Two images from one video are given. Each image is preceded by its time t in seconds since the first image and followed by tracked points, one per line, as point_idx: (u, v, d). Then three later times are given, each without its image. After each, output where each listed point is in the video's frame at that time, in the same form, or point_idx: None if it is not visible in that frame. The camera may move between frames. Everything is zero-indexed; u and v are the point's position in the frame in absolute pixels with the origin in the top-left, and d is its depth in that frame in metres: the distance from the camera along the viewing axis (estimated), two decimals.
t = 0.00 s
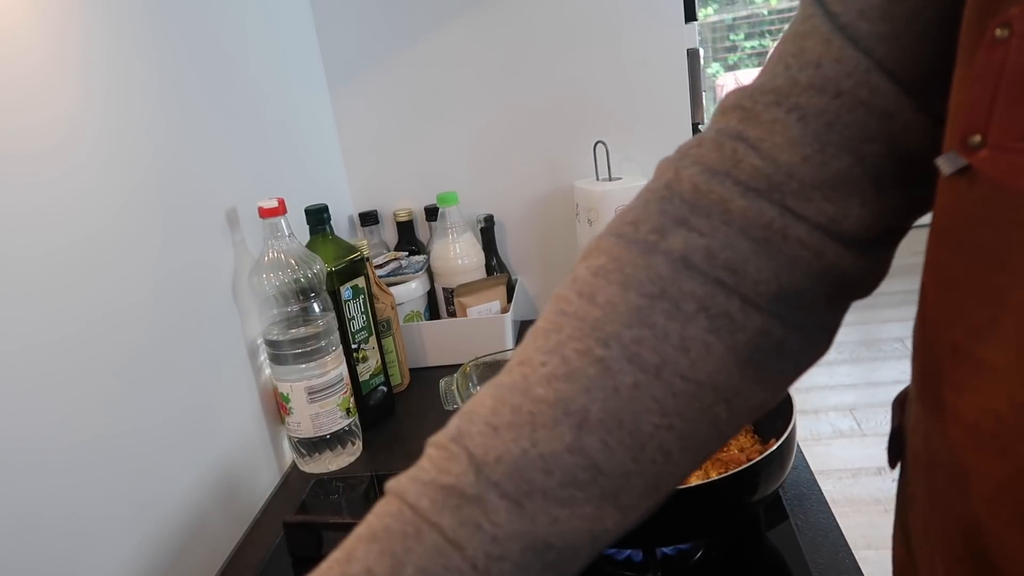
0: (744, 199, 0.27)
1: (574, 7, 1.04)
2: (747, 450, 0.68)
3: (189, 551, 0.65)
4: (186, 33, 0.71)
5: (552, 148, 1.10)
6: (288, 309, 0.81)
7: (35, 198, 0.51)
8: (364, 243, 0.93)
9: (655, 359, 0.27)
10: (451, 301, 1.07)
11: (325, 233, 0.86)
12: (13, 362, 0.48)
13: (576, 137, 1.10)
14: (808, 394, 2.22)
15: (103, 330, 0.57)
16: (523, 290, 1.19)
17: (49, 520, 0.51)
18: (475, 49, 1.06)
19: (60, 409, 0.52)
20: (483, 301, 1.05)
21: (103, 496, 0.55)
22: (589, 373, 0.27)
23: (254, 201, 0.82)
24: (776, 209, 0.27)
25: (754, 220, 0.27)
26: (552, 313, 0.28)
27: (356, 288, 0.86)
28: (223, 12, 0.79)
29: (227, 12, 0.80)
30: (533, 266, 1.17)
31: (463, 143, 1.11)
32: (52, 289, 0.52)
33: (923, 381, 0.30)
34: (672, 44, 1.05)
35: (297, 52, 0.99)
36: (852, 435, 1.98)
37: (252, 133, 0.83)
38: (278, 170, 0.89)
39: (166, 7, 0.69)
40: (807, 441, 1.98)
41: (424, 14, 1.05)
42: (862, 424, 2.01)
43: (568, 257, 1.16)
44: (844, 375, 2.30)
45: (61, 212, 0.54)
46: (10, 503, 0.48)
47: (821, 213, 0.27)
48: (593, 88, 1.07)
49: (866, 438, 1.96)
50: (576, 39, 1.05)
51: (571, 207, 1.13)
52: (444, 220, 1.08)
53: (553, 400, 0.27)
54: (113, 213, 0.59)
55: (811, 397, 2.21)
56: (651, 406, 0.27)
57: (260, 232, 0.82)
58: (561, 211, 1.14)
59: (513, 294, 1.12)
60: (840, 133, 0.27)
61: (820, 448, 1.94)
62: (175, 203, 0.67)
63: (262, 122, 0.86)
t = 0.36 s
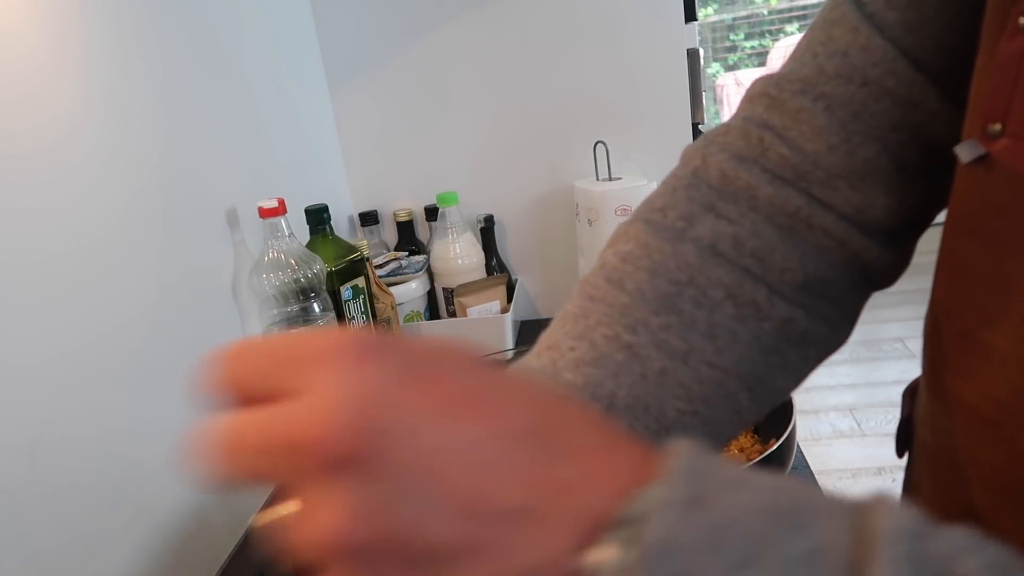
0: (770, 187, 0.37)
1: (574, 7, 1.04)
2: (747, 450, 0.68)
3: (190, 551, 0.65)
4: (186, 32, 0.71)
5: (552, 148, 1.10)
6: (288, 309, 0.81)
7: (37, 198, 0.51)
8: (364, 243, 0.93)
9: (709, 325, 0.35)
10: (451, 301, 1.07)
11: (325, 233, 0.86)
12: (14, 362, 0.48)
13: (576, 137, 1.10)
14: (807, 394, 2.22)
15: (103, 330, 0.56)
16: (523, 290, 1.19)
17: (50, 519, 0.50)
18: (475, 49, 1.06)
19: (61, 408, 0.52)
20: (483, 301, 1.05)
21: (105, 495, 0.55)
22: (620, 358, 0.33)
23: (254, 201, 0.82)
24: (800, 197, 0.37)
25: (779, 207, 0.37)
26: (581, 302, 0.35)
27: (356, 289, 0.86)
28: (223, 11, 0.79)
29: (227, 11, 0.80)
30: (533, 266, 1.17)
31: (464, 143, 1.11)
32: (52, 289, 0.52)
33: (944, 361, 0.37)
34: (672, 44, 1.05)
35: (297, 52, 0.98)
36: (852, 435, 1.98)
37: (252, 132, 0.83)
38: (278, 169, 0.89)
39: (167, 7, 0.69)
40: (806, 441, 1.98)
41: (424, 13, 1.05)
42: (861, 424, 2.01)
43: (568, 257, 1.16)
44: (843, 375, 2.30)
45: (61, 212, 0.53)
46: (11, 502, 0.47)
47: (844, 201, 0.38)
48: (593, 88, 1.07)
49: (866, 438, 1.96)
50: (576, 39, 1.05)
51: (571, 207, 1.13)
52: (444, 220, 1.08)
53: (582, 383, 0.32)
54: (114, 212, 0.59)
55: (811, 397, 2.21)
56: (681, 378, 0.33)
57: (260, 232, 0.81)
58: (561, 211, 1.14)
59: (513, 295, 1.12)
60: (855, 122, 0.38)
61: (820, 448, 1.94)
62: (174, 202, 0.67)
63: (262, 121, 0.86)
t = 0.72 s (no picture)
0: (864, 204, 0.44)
1: (573, 7, 1.04)
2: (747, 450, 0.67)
3: (190, 551, 0.66)
4: (186, 33, 0.71)
5: (552, 148, 1.10)
6: (288, 309, 0.81)
7: (35, 196, 0.51)
8: (364, 243, 0.93)
9: (831, 318, 0.39)
10: (451, 301, 1.07)
11: (325, 233, 0.86)
12: (12, 361, 0.48)
13: (576, 137, 1.10)
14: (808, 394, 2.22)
15: (101, 329, 0.57)
16: (523, 290, 1.19)
17: (49, 520, 0.51)
18: (475, 49, 1.06)
19: (60, 408, 0.52)
20: (483, 301, 1.05)
21: (104, 495, 0.55)
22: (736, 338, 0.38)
23: (253, 201, 0.82)
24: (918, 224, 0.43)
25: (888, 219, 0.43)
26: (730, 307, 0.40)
27: (356, 289, 0.86)
28: (222, 12, 0.79)
29: (227, 11, 0.80)
30: (533, 266, 1.17)
31: (464, 143, 1.11)
32: (50, 289, 0.52)
33: (958, 366, 0.41)
34: (672, 44, 1.05)
35: (297, 52, 0.99)
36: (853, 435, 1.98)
37: (252, 133, 0.83)
38: (278, 170, 0.89)
39: (167, 7, 0.69)
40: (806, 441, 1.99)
41: (424, 14, 1.05)
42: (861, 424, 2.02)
43: (569, 257, 1.16)
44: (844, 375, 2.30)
45: (60, 212, 0.54)
46: (9, 502, 0.48)
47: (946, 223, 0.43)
48: (593, 88, 1.07)
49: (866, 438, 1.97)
50: (576, 39, 1.05)
51: (571, 207, 1.13)
52: (444, 219, 1.08)
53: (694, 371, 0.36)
54: (113, 211, 0.59)
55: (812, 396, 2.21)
56: (804, 363, 0.38)
57: (260, 232, 0.82)
58: (562, 211, 1.13)
59: (513, 295, 1.12)
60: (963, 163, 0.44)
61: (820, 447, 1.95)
62: (174, 203, 0.67)
63: (263, 122, 0.86)
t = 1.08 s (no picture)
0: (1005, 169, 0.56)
1: (573, 6, 1.04)
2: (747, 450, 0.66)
3: (191, 550, 0.66)
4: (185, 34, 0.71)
5: (552, 148, 1.10)
6: (288, 309, 0.81)
7: (35, 198, 0.51)
8: (364, 243, 0.93)
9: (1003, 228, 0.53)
10: (451, 301, 1.07)
11: (325, 233, 0.86)
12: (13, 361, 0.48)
13: (576, 137, 1.10)
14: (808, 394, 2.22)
15: (101, 329, 0.56)
16: (523, 289, 1.19)
17: (50, 521, 0.51)
18: (474, 49, 1.06)
19: (61, 408, 0.52)
20: (483, 301, 1.04)
21: (105, 496, 0.55)
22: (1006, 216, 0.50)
23: (254, 201, 0.82)
24: None
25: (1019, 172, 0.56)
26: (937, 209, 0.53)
27: (356, 288, 0.86)
28: (222, 12, 0.79)
29: (227, 12, 0.80)
30: (533, 266, 1.17)
31: (464, 143, 1.11)
32: (50, 288, 0.52)
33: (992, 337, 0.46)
34: (672, 45, 1.05)
35: (298, 52, 0.99)
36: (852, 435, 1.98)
37: (253, 133, 0.83)
38: (278, 169, 0.89)
39: (167, 6, 0.69)
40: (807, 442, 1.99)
41: (425, 13, 1.05)
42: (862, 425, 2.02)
43: (569, 257, 1.16)
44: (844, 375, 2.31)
45: (61, 213, 0.54)
46: (11, 503, 0.48)
47: None
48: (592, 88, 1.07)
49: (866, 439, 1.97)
50: (576, 39, 1.05)
51: (571, 207, 1.13)
52: (444, 220, 1.08)
53: None
54: (113, 212, 0.59)
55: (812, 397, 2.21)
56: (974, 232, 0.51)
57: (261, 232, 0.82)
58: (562, 211, 1.13)
59: (512, 295, 1.12)
60: None
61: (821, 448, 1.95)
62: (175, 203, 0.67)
63: (263, 122, 0.86)
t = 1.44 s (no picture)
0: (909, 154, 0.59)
1: (573, 6, 1.04)
2: (747, 449, 0.66)
3: (191, 551, 0.66)
4: (185, 34, 0.71)
5: (552, 148, 1.10)
6: (288, 309, 0.81)
7: (34, 197, 0.51)
8: (364, 243, 0.93)
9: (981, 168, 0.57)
10: (451, 301, 1.07)
11: (325, 233, 0.86)
12: (12, 361, 0.48)
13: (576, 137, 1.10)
14: (807, 394, 2.22)
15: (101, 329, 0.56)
16: (523, 289, 1.19)
17: (49, 522, 0.51)
18: (474, 49, 1.06)
19: (60, 408, 0.52)
20: (483, 301, 1.04)
21: (105, 496, 0.55)
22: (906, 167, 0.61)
23: (253, 201, 0.82)
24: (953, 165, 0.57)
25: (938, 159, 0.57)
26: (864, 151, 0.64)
27: (356, 288, 0.86)
28: (222, 12, 0.79)
29: (227, 12, 0.80)
30: (533, 266, 1.17)
31: (464, 143, 1.11)
32: (49, 288, 0.52)
33: None
34: (672, 45, 1.04)
35: (298, 52, 0.99)
36: (852, 435, 1.99)
37: (253, 133, 0.83)
38: (278, 169, 0.89)
39: (167, 6, 0.69)
40: (807, 441, 1.99)
41: (425, 13, 1.05)
42: (862, 424, 2.02)
43: (569, 257, 1.16)
44: (844, 375, 2.31)
45: (59, 212, 0.53)
46: (10, 503, 0.48)
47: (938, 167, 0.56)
48: (592, 88, 1.07)
49: (866, 438, 1.97)
50: (576, 39, 1.05)
51: (571, 207, 1.13)
52: (444, 219, 1.08)
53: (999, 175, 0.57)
54: (113, 212, 0.59)
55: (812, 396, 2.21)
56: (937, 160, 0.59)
57: (261, 232, 0.82)
58: (562, 211, 1.13)
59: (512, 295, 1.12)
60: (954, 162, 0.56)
61: (821, 448, 1.95)
62: (175, 203, 0.67)
63: (263, 122, 0.86)
